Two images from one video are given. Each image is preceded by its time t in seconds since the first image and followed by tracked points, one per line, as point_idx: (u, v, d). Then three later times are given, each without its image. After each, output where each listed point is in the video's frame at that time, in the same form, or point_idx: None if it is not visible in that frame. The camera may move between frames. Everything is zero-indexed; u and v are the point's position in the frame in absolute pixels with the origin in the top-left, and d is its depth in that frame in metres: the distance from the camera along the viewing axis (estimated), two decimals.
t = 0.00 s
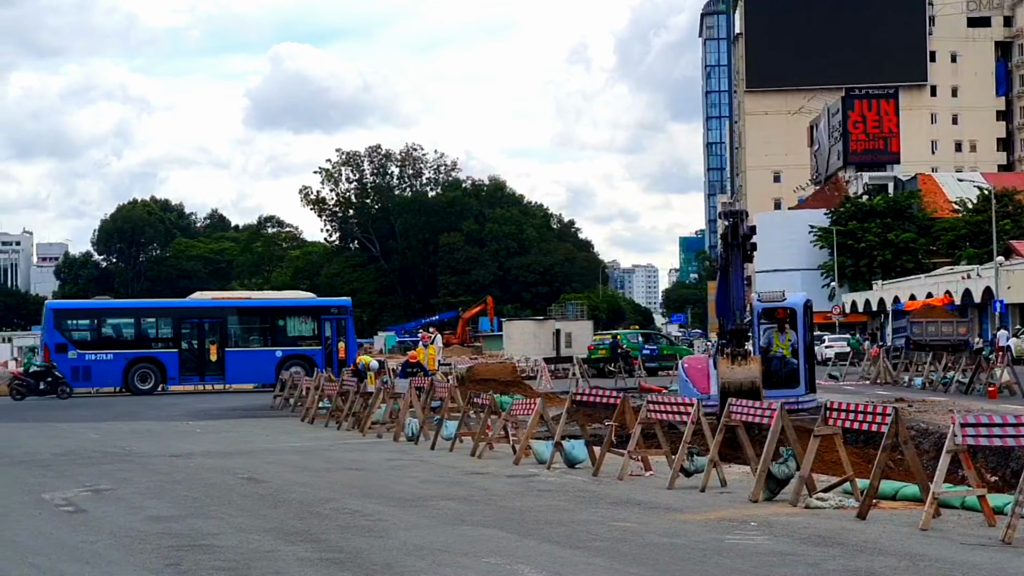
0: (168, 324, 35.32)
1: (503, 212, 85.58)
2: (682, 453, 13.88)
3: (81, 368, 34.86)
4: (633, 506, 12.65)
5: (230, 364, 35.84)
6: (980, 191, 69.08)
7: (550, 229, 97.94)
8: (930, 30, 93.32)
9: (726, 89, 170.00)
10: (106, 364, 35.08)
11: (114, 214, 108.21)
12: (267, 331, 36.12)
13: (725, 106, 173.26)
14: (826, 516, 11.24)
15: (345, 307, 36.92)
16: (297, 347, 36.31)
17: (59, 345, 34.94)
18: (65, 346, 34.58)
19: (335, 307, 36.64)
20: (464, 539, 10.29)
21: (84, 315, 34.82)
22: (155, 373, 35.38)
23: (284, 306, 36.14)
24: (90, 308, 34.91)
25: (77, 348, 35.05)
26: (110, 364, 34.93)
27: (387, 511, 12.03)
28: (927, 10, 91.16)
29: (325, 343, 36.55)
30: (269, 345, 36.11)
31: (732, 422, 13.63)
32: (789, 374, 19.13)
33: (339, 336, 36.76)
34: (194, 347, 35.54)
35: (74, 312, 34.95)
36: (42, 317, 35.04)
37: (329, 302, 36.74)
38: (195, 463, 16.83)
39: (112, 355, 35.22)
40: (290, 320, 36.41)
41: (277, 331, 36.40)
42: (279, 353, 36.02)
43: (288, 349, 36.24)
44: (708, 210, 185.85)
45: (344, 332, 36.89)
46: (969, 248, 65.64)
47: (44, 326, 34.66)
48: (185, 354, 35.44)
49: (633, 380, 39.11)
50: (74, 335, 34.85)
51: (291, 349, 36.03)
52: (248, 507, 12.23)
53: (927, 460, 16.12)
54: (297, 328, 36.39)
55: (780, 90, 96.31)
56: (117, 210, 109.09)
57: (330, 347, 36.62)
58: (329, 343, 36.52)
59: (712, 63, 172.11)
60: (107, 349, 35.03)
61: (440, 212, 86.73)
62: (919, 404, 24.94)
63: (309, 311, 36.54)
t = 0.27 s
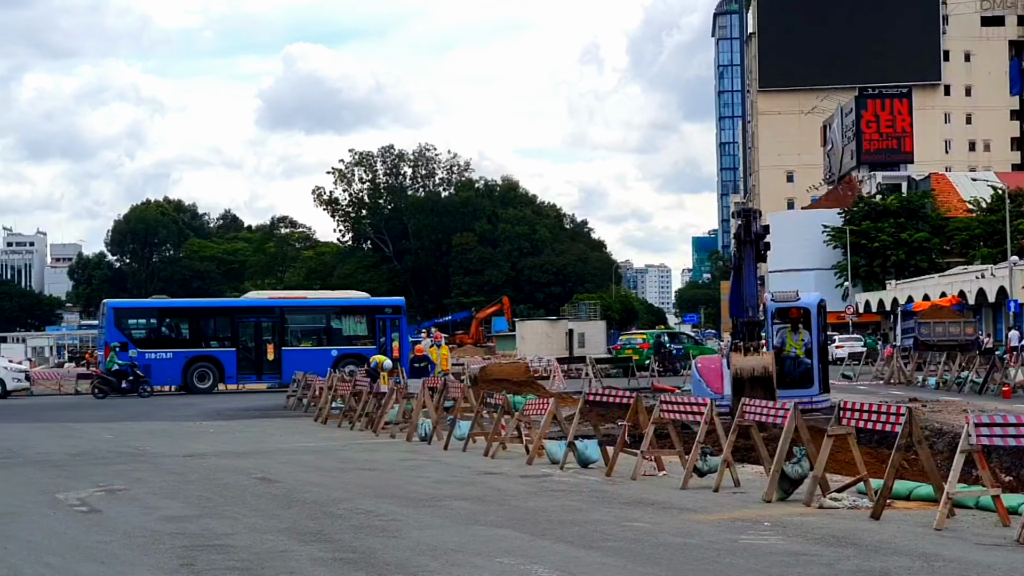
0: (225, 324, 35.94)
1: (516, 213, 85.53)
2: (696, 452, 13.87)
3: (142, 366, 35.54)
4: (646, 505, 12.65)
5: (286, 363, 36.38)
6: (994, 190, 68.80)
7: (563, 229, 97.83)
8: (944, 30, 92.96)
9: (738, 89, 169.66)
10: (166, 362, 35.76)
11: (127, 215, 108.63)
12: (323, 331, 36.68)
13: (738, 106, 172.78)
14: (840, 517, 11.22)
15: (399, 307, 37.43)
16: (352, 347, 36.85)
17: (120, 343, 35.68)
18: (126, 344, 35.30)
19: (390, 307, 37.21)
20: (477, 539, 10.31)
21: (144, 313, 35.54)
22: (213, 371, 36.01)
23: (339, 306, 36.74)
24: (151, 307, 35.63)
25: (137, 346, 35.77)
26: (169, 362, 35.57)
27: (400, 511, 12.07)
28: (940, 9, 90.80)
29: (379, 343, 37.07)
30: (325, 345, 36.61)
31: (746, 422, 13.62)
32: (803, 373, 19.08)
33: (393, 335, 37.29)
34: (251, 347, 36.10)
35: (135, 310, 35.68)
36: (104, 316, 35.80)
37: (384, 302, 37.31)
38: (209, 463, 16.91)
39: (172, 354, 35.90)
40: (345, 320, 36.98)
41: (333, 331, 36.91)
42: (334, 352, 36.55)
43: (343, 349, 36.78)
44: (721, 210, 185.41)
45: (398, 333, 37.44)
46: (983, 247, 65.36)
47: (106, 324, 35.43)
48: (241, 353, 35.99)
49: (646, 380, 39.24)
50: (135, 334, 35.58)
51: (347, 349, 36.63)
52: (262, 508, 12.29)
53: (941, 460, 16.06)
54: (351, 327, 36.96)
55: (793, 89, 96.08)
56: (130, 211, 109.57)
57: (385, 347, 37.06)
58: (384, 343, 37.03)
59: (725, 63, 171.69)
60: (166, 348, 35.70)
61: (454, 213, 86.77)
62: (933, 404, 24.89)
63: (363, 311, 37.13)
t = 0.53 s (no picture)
0: (281, 324, 36.57)
1: (528, 213, 85.59)
2: (708, 453, 13.85)
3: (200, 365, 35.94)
4: (658, 506, 12.65)
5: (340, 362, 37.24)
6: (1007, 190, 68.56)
7: (575, 229, 97.87)
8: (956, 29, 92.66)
9: (750, 89, 169.41)
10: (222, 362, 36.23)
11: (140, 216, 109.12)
12: (376, 330, 37.58)
13: (750, 106, 172.54)
14: (853, 517, 11.20)
15: (449, 307, 38.56)
16: (404, 346, 37.74)
17: (178, 343, 36.01)
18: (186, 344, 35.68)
19: (441, 306, 38.30)
20: (489, 540, 10.34)
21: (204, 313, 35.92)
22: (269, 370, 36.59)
23: (392, 306, 37.66)
24: (210, 307, 36.03)
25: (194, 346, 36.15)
26: (228, 362, 36.09)
27: (412, 512, 12.09)
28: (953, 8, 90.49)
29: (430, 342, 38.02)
30: (379, 343, 37.54)
31: (758, 421, 13.60)
32: (816, 374, 18.97)
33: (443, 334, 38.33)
34: (306, 346, 36.80)
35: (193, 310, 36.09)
36: (161, 316, 36.06)
37: (434, 302, 38.43)
38: (222, 464, 16.98)
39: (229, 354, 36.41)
40: (396, 320, 37.90)
41: (385, 329, 37.79)
42: (388, 351, 37.43)
43: (396, 348, 37.63)
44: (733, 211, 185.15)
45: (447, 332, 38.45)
46: (996, 247, 65.12)
47: (165, 325, 35.74)
48: (297, 352, 36.70)
49: (658, 380, 39.28)
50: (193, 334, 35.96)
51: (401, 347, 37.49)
52: (274, 508, 12.34)
53: (955, 461, 15.99)
54: (403, 327, 37.90)
55: (805, 89, 95.89)
56: (143, 211, 109.92)
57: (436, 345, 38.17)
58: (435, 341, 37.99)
59: (737, 63, 171.39)
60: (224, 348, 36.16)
61: (466, 213, 86.90)
62: (946, 403, 24.80)
63: (414, 311, 38.10)
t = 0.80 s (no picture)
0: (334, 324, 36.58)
1: (540, 213, 85.59)
2: (720, 453, 13.83)
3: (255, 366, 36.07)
4: (669, 506, 12.66)
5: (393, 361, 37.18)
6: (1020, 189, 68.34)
7: (587, 229, 97.78)
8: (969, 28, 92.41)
9: (762, 89, 168.97)
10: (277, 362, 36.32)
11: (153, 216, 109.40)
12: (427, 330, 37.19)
13: (762, 105, 172.21)
14: (865, 517, 11.18)
15: (500, 305, 37.63)
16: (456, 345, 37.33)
17: (234, 343, 36.07)
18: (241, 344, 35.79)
19: (490, 306, 37.36)
20: (501, 539, 10.35)
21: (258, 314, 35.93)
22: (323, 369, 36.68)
23: (442, 306, 37.08)
24: (264, 308, 35.99)
25: (250, 345, 36.22)
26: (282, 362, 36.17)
27: (424, 511, 12.12)
28: (966, 7, 90.13)
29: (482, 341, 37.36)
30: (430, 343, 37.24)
31: (771, 422, 13.58)
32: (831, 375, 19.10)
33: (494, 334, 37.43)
34: (359, 345, 36.80)
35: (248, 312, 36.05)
36: (217, 315, 36.10)
37: (485, 301, 37.46)
38: (234, 464, 17.04)
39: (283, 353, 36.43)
40: (447, 319, 37.35)
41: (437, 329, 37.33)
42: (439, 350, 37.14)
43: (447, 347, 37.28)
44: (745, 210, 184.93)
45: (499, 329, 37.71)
46: (1009, 247, 64.87)
47: (221, 325, 35.79)
48: (351, 352, 36.70)
49: (668, 380, 39.28)
50: (248, 334, 36.03)
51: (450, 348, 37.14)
52: (286, 508, 12.37)
53: (967, 461, 15.96)
54: (455, 326, 37.36)
55: (817, 88, 95.68)
56: (155, 211, 110.25)
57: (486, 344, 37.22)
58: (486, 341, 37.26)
59: (749, 62, 171.10)
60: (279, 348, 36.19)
61: (477, 213, 86.97)
62: (959, 403, 24.75)
63: (465, 309, 37.41)
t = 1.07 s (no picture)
0: (387, 323, 36.80)
1: (552, 213, 85.53)
2: (732, 453, 13.83)
3: (310, 364, 35.90)
4: (681, 506, 12.68)
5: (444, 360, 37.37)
6: None
7: (599, 230, 97.64)
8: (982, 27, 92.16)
9: (774, 88, 168.28)
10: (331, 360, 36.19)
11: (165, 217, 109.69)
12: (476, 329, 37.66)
13: (774, 106, 171.98)
14: (879, 517, 11.17)
15: (546, 306, 38.32)
16: (505, 344, 37.82)
17: (288, 342, 36.00)
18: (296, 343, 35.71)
19: (538, 305, 38.05)
20: (513, 539, 10.39)
21: (312, 313, 35.99)
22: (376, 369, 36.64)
23: (491, 305, 37.63)
24: (320, 306, 36.10)
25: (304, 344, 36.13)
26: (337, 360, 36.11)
27: (436, 511, 12.15)
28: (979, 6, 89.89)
29: (529, 339, 38.05)
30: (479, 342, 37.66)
31: (784, 422, 13.57)
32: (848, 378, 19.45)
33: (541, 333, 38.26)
34: (411, 344, 36.97)
35: (303, 311, 36.07)
36: (272, 315, 36.04)
37: (532, 300, 38.12)
38: (247, 464, 17.09)
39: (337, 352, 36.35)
40: (496, 319, 37.87)
41: (486, 328, 37.79)
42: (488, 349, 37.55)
43: (496, 346, 37.74)
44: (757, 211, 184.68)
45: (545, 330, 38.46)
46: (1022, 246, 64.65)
47: (276, 324, 35.72)
48: (403, 350, 36.82)
49: (681, 380, 39.31)
50: (303, 332, 35.98)
51: (500, 346, 37.67)
52: (298, 507, 12.42)
53: (981, 460, 15.92)
54: (503, 325, 37.88)
55: (829, 88, 95.47)
56: (167, 212, 110.52)
57: (534, 343, 38.06)
58: (534, 339, 38.00)
59: (761, 62, 170.83)
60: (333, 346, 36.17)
61: (489, 213, 86.99)
62: (972, 403, 24.70)
63: (514, 309, 38.05)
